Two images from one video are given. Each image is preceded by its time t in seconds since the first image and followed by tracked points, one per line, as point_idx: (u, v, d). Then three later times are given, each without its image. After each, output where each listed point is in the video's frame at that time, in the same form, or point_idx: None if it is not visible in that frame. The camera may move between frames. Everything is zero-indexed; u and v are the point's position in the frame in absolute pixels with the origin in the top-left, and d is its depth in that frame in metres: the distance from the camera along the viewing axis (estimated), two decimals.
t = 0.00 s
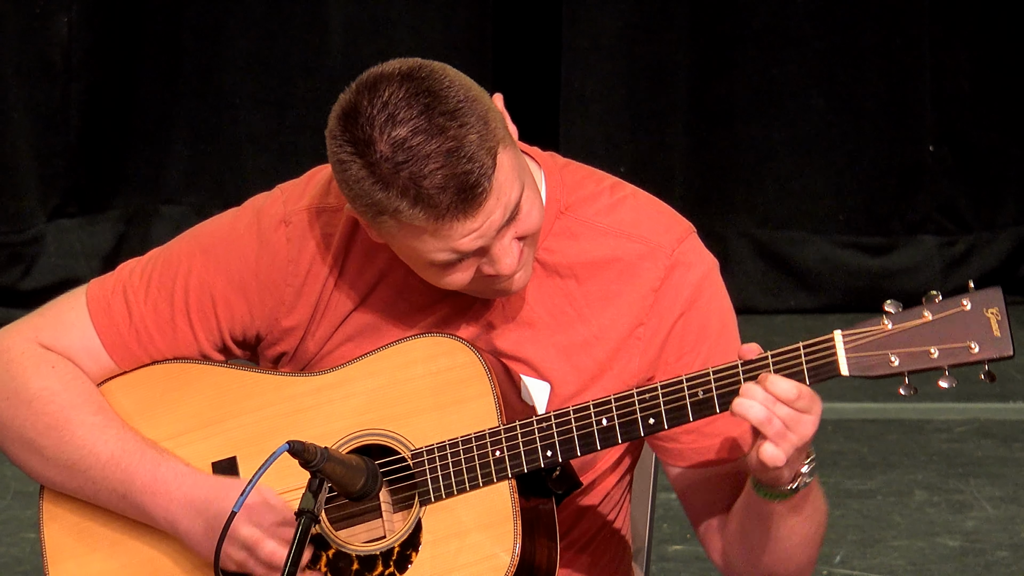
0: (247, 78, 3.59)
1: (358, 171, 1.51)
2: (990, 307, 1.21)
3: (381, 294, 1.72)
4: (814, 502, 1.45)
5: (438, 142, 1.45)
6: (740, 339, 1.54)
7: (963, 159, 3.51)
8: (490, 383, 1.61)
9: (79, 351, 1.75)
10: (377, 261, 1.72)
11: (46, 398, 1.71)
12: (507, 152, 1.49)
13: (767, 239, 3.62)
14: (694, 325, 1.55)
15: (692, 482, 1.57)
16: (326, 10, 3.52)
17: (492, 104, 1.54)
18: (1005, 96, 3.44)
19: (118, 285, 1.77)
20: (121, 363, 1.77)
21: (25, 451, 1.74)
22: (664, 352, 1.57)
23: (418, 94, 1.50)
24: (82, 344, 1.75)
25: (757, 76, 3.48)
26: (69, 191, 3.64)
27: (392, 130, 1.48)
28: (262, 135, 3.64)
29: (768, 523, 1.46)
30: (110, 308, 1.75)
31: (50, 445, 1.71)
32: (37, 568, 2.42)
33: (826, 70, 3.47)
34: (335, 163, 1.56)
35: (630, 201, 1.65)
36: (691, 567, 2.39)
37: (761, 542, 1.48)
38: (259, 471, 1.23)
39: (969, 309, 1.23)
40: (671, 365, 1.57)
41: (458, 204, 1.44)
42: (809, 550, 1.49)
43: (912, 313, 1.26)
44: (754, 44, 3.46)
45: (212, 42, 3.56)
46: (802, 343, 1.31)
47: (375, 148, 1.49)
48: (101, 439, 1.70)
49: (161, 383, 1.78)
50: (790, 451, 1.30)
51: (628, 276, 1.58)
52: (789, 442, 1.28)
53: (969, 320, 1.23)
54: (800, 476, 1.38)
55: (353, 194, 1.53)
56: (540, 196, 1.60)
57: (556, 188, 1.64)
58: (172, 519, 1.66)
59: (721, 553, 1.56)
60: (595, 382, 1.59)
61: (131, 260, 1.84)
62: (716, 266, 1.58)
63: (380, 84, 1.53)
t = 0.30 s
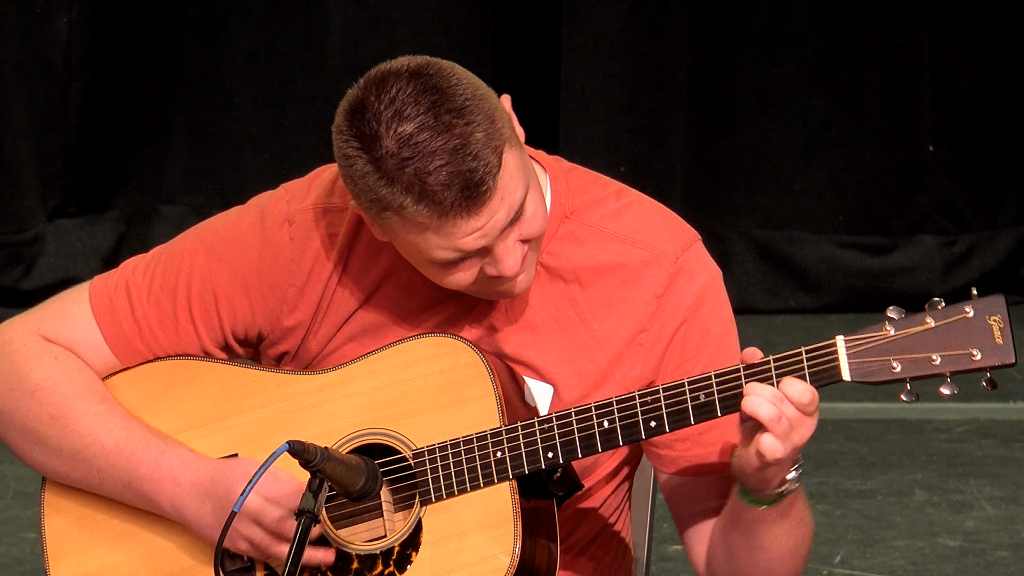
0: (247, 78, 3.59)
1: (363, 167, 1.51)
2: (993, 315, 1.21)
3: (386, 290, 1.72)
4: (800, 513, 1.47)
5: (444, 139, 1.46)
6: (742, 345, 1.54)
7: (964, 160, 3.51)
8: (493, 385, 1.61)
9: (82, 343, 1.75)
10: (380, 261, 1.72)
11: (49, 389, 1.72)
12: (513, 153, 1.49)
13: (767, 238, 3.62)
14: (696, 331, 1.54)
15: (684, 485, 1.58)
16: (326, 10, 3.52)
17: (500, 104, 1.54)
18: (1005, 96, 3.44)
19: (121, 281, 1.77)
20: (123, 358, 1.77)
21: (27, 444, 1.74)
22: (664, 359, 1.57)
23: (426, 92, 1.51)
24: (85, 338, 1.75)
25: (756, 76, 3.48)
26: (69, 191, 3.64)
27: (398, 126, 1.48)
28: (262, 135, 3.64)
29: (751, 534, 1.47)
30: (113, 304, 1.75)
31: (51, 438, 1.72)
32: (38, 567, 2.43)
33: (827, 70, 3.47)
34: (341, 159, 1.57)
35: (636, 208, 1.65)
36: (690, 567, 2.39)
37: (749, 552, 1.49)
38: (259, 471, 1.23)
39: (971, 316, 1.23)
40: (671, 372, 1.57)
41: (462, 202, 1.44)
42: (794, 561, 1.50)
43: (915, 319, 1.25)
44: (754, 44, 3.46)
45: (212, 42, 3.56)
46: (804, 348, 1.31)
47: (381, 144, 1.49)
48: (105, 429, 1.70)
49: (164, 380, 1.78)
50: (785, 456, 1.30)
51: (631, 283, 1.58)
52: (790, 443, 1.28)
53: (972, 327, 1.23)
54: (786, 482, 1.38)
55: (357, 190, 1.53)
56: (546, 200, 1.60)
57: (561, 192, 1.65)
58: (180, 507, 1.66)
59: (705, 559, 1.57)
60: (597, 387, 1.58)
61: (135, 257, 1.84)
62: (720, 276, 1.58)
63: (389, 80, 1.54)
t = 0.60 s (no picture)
0: (247, 77, 3.59)
1: (368, 164, 1.51)
2: (993, 316, 1.21)
3: (388, 289, 1.72)
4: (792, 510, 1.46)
5: (450, 137, 1.46)
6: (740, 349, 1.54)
7: (964, 160, 3.51)
8: (494, 388, 1.61)
9: (84, 342, 1.75)
10: (381, 262, 1.72)
11: (50, 387, 1.71)
12: (518, 151, 1.49)
13: (767, 238, 3.62)
14: (697, 332, 1.54)
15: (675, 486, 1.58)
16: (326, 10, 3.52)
17: (505, 103, 1.54)
18: (1006, 96, 3.43)
19: (123, 280, 1.77)
20: (125, 357, 1.77)
21: (28, 442, 1.74)
22: (664, 361, 1.57)
23: (432, 89, 1.51)
24: (86, 337, 1.75)
25: (757, 76, 3.48)
26: (69, 191, 3.64)
27: (405, 124, 1.49)
28: (262, 135, 3.64)
29: (741, 527, 1.46)
30: (114, 303, 1.75)
31: (52, 436, 1.72)
32: (37, 567, 2.42)
33: (827, 69, 3.47)
34: (346, 157, 1.57)
35: (637, 209, 1.65)
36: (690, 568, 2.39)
37: (737, 551, 1.48)
38: (259, 471, 1.22)
39: (972, 316, 1.23)
40: (671, 374, 1.57)
41: (468, 200, 1.44)
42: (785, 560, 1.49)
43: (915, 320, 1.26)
44: (754, 44, 3.46)
45: (212, 42, 3.56)
46: (804, 348, 1.31)
47: (387, 141, 1.49)
48: (106, 427, 1.70)
49: (165, 380, 1.78)
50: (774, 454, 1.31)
51: (632, 284, 1.58)
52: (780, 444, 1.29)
53: (972, 328, 1.23)
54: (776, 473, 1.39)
55: (363, 188, 1.53)
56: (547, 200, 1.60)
57: (563, 193, 1.65)
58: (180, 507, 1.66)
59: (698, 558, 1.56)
60: (598, 387, 1.58)
61: (136, 256, 1.84)
62: (720, 278, 1.58)
63: (395, 78, 1.54)
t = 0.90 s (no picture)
0: (247, 78, 3.59)
1: (368, 167, 1.52)
2: (990, 312, 1.21)
3: (387, 289, 1.72)
4: (822, 496, 1.44)
5: (449, 137, 1.46)
6: (746, 341, 1.53)
7: (964, 159, 3.50)
8: (490, 382, 1.61)
9: (82, 342, 1.75)
10: (380, 262, 1.72)
11: (48, 386, 1.72)
12: (516, 151, 1.49)
13: (767, 239, 3.62)
14: (699, 323, 1.54)
15: (691, 476, 1.58)
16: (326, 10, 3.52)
17: (503, 104, 1.54)
18: (1005, 96, 3.43)
19: (121, 281, 1.77)
20: (123, 357, 1.77)
21: (27, 442, 1.74)
22: (667, 352, 1.57)
23: (429, 91, 1.51)
24: (84, 337, 1.75)
25: (757, 77, 3.48)
26: (70, 191, 3.64)
27: (403, 125, 1.49)
28: (262, 135, 3.64)
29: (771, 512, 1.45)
30: (113, 303, 1.75)
31: (51, 437, 1.71)
32: (38, 567, 2.42)
33: (827, 69, 3.46)
34: (345, 160, 1.57)
35: (634, 202, 1.65)
36: (690, 567, 2.38)
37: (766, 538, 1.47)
38: (259, 471, 1.22)
39: (969, 312, 1.23)
40: (674, 366, 1.56)
41: (468, 200, 1.44)
42: (814, 546, 1.47)
43: (912, 316, 1.26)
44: (754, 45, 3.46)
45: (211, 42, 3.56)
46: (802, 345, 1.31)
47: (385, 144, 1.50)
48: (105, 426, 1.70)
49: (164, 380, 1.78)
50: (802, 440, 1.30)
51: (632, 276, 1.58)
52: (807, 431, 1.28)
53: (969, 323, 1.23)
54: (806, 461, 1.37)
55: (362, 191, 1.53)
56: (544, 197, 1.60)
57: (560, 190, 1.65)
58: (179, 505, 1.66)
59: (724, 546, 1.55)
60: (599, 382, 1.58)
61: (135, 258, 1.84)
62: (720, 267, 1.58)
63: (392, 81, 1.54)
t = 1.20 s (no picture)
0: (247, 77, 3.58)
1: (368, 171, 1.51)
2: (991, 314, 1.21)
3: (386, 290, 1.72)
4: (814, 508, 1.44)
5: (449, 141, 1.46)
6: (742, 344, 1.54)
7: (964, 159, 3.50)
8: (490, 385, 1.61)
9: (81, 343, 1.75)
10: (380, 263, 1.72)
11: (47, 387, 1.71)
12: (517, 155, 1.49)
13: (767, 239, 3.62)
14: (697, 328, 1.54)
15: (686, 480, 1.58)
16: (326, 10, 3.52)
17: (503, 107, 1.54)
18: (1005, 96, 3.43)
19: (120, 282, 1.77)
20: (122, 358, 1.77)
21: (25, 443, 1.74)
22: (664, 357, 1.57)
23: (429, 94, 1.51)
24: (82, 338, 1.75)
25: (757, 76, 3.48)
26: (69, 191, 3.64)
27: (403, 129, 1.49)
28: (262, 135, 3.64)
29: (764, 524, 1.44)
30: (112, 305, 1.75)
31: (50, 437, 1.71)
32: (38, 567, 2.42)
33: (827, 69, 3.46)
34: (345, 164, 1.57)
35: (634, 206, 1.65)
36: (690, 567, 2.39)
37: (756, 548, 1.47)
38: (259, 471, 1.22)
39: (969, 315, 1.23)
40: (672, 370, 1.57)
41: (468, 204, 1.44)
42: (804, 557, 1.47)
43: (912, 318, 1.25)
44: (754, 45, 3.46)
45: (211, 41, 3.56)
46: (802, 347, 1.31)
47: (386, 147, 1.50)
48: (103, 427, 1.70)
49: (162, 381, 1.78)
50: (801, 449, 1.29)
51: (631, 281, 1.58)
52: (803, 433, 1.27)
53: (969, 326, 1.23)
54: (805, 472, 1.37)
55: (362, 195, 1.53)
56: (544, 200, 1.60)
57: (560, 193, 1.65)
58: (178, 506, 1.66)
59: (714, 557, 1.55)
60: (598, 386, 1.58)
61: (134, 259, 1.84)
62: (719, 272, 1.58)
63: (392, 85, 1.54)
